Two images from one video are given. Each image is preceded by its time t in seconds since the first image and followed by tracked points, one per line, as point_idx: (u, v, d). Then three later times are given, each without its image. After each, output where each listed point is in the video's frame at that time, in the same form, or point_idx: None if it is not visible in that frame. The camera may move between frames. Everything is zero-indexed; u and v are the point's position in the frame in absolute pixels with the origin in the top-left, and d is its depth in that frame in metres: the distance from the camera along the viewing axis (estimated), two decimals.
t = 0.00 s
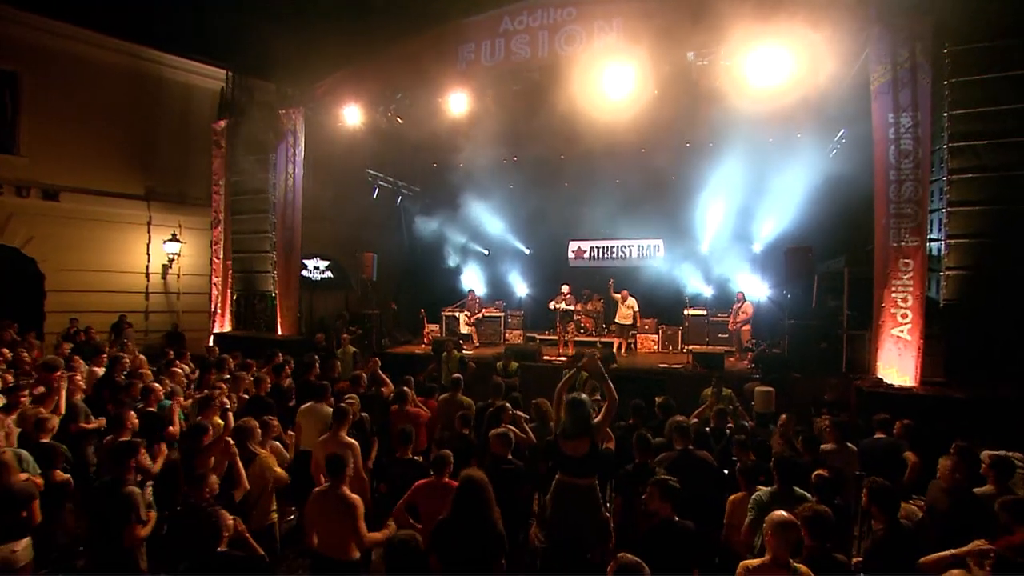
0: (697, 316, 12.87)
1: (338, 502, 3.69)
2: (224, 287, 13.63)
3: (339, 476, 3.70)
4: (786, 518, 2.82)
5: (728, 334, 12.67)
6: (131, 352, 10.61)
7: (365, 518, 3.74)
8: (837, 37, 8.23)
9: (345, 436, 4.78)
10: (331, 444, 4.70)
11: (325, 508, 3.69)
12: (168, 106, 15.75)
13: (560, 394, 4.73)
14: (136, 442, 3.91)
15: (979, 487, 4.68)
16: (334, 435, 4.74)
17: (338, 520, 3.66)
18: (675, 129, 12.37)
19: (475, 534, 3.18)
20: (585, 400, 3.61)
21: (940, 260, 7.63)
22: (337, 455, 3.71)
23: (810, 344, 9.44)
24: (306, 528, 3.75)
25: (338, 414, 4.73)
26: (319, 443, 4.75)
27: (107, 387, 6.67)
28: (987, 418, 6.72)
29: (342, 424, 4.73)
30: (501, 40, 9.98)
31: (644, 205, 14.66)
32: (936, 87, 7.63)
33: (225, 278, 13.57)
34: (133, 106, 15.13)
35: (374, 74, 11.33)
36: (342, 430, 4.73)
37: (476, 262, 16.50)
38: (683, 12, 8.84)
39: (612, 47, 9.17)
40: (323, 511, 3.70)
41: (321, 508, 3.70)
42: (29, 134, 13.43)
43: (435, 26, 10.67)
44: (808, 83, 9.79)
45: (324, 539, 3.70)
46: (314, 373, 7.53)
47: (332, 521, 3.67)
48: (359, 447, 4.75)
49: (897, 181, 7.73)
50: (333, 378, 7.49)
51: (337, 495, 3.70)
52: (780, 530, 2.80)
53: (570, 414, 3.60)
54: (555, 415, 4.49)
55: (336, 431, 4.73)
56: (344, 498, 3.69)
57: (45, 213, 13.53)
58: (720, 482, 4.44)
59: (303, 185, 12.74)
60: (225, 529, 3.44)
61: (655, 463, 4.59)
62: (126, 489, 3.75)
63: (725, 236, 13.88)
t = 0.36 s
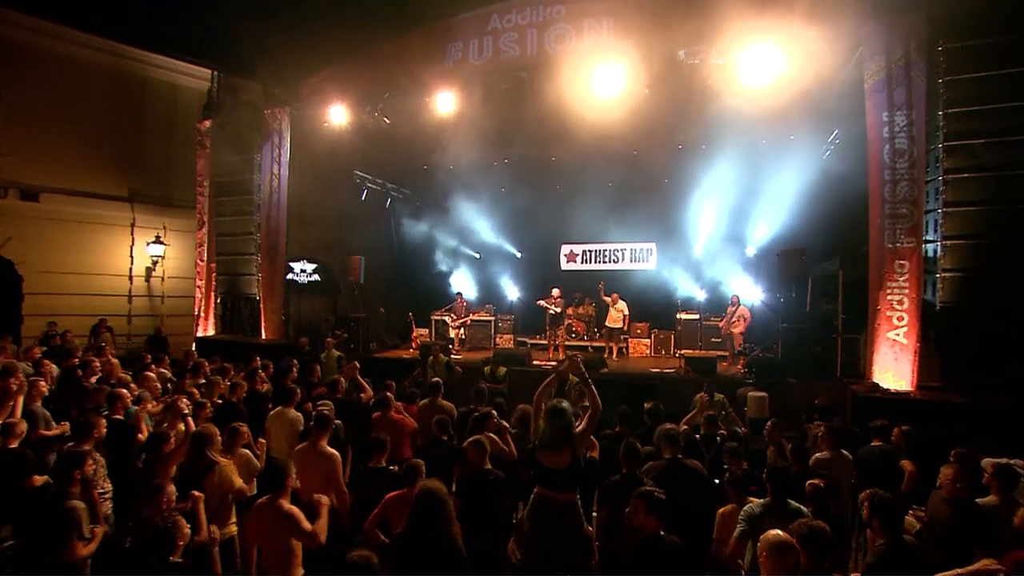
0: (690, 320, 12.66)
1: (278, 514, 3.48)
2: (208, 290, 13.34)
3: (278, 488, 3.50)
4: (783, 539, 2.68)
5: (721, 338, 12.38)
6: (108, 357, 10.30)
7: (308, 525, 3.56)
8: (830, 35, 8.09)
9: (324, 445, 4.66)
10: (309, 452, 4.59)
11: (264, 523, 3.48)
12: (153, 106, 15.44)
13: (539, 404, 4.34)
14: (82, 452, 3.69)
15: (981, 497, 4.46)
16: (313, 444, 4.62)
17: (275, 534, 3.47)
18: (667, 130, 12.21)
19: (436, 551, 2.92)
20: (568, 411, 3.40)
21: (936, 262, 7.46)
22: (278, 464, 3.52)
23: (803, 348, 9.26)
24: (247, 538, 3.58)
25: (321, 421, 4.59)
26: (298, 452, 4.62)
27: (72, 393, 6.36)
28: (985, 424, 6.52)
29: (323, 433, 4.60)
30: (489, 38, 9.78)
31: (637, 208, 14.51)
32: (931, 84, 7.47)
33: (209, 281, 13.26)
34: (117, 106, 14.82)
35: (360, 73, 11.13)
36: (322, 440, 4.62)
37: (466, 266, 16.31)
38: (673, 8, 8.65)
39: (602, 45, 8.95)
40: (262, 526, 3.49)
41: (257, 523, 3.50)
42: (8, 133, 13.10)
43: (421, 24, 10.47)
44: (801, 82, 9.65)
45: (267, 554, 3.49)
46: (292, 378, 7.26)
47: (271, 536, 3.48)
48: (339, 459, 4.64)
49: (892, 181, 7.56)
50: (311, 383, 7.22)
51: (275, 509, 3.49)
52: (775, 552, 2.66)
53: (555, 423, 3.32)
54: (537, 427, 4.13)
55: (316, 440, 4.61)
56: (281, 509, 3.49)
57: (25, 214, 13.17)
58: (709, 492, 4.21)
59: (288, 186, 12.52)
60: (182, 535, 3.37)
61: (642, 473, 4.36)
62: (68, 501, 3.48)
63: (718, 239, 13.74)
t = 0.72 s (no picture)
0: (682, 324, 12.47)
1: (220, 526, 3.25)
2: (190, 293, 13.01)
3: (221, 499, 3.26)
4: (770, 561, 2.47)
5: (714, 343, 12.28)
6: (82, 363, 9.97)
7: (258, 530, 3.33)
8: (823, 35, 7.95)
9: (306, 456, 4.11)
10: (288, 466, 4.05)
11: (206, 538, 3.23)
12: (138, 107, 15.14)
13: (512, 408, 4.09)
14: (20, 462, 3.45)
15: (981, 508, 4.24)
16: (293, 455, 4.08)
17: (221, 548, 3.22)
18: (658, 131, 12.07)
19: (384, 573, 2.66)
20: (542, 420, 3.08)
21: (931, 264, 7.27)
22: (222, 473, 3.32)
23: (796, 352, 9.07)
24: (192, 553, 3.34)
25: (303, 431, 4.04)
26: (275, 463, 4.05)
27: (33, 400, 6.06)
28: (982, 430, 6.32)
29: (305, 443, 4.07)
30: (476, 36, 9.62)
31: (629, 211, 14.38)
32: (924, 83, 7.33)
33: (191, 285, 12.94)
34: (99, 106, 14.49)
35: (345, 72, 10.94)
36: (304, 451, 4.07)
37: (456, 270, 16.10)
38: (662, 6, 8.50)
39: (590, 43, 8.78)
40: (206, 543, 3.24)
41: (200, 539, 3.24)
42: None
43: (407, 23, 10.30)
44: (791, 80, 9.52)
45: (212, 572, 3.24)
46: (267, 385, 6.99)
47: (217, 552, 3.23)
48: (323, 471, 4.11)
49: (885, 181, 7.40)
50: (287, 389, 6.94)
51: (219, 519, 3.26)
52: None
53: (527, 434, 3.01)
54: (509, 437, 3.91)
55: (297, 451, 4.07)
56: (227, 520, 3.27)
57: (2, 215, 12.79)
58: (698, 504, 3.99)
59: (273, 186, 12.29)
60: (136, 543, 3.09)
61: (626, 483, 4.13)
62: None
63: (710, 243, 13.60)
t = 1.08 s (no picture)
0: (672, 328, 12.27)
1: (158, 544, 2.99)
2: (171, 296, 12.69)
3: (159, 514, 3.00)
4: None
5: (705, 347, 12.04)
6: (54, 367, 9.64)
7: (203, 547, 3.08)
8: (810, 31, 7.86)
9: (267, 466, 3.82)
10: (247, 478, 3.74)
11: (142, 556, 2.97)
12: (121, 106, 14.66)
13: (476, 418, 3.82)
14: None
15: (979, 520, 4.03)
16: (252, 465, 3.78)
17: (159, 568, 2.97)
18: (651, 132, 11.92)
19: None
20: (507, 429, 2.81)
21: (925, 265, 7.09)
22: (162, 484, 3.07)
23: (788, 356, 8.88)
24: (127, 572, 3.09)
25: (261, 440, 3.74)
26: (232, 475, 3.75)
27: None
28: (977, 438, 6.13)
29: (266, 452, 3.77)
30: (462, 35, 9.45)
31: (619, 214, 14.25)
32: (915, 83, 7.17)
33: (172, 287, 12.65)
34: (81, 105, 14.04)
35: (329, 72, 10.72)
36: (264, 460, 3.77)
37: (446, 273, 15.95)
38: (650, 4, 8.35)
39: (576, 41, 8.57)
40: (141, 561, 2.97)
41: (132, 559, 2.97)
42: None
43: (392, 21, 10.11)
44: (782, 79, 9.39)
45: None
46: (240, 390, 6.74)
47: (154, 573, 2.97)
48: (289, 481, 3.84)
49: (877, 181, 7.25)
50: (262, 393, 6.68)
51: (156, 536, 3.00)
52: None
53: (488, 443, 2.73)
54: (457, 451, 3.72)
55: (257, 461, 3.77)
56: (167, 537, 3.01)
57: None
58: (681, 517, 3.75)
59: (255, 187, 12.04)
60: (55, 570, 2.63)
61: (607, 495, 3.87)
62: None
63: (701, 247, 13.49)
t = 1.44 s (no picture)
0: (662, 333, 12.08)
1: (85, 569, 2.72)
2: (150, 299, 12.35)
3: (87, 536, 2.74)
4: None
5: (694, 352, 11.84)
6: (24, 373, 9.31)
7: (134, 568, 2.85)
8: (799, 30, 7.73)
9: (209, 474, 3.57)
10: (188, 490, 3.49)
11: None
12: (102, 106, 14.33)
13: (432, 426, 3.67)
14: None
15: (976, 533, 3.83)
16: (192, 474, 3.53)
17: None
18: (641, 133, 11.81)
19: None
20: (464, 442, 2.58)
21: (917, 267, 6.93)
22: (90, 503, 2.82)
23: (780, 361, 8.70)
24: None
25: (197, 447, 3.49)
26: (172, 486, 3.51)
27: None
28: (971, 446, 5.94)
29: (205, 460, 3.51)
30: (447, 33, 9.26)
31: (608, 217, 14.17)
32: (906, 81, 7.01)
33: (151, 290, 12.32)
34: (60, 104, 13.64)
35: (312, 71, 10.51)
36: (206, 469, 3.52)
37: (434, 277, 15.73)
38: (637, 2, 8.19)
39: (562, 39, 8.40)
40: None
41: None
42: None
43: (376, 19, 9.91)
44: (771, 80, 9.27)
45: None
46: (210, 396, 6.46)
47: None
48: (232, 487, 3.55)
49: (868, 181, 7.07)
50: (232, 399, 6.40)
51: (82, 561, 2.74)
52: None
53: (447, 456, 2.49)
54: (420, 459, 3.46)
55: (197, 471, 3.51)
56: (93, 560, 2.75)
57: None
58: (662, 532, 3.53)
59: (237, 189, 11.78)
60: None
61: (584, 509, 3.72)
62: None
63: (692, 251, 13.35)
